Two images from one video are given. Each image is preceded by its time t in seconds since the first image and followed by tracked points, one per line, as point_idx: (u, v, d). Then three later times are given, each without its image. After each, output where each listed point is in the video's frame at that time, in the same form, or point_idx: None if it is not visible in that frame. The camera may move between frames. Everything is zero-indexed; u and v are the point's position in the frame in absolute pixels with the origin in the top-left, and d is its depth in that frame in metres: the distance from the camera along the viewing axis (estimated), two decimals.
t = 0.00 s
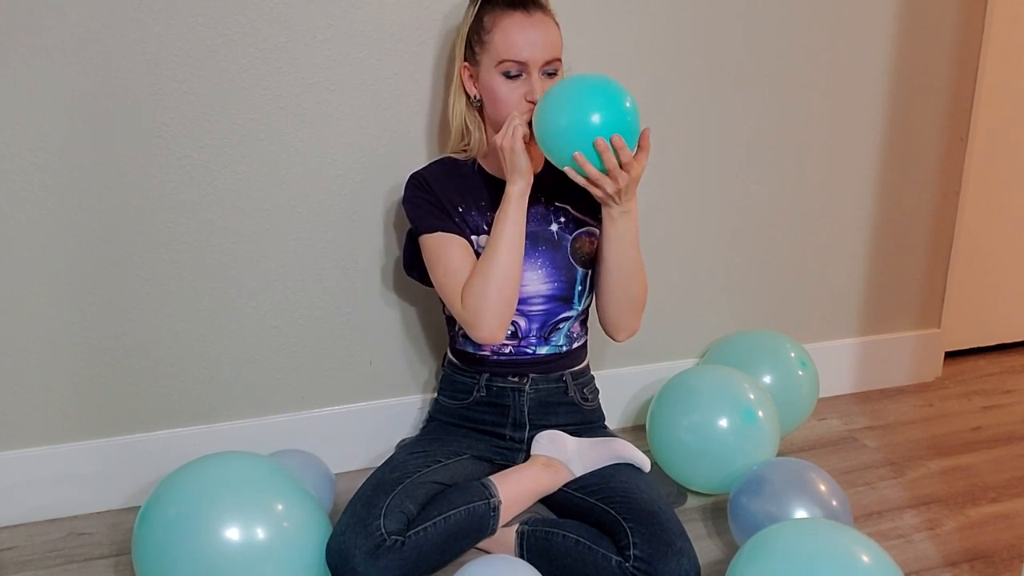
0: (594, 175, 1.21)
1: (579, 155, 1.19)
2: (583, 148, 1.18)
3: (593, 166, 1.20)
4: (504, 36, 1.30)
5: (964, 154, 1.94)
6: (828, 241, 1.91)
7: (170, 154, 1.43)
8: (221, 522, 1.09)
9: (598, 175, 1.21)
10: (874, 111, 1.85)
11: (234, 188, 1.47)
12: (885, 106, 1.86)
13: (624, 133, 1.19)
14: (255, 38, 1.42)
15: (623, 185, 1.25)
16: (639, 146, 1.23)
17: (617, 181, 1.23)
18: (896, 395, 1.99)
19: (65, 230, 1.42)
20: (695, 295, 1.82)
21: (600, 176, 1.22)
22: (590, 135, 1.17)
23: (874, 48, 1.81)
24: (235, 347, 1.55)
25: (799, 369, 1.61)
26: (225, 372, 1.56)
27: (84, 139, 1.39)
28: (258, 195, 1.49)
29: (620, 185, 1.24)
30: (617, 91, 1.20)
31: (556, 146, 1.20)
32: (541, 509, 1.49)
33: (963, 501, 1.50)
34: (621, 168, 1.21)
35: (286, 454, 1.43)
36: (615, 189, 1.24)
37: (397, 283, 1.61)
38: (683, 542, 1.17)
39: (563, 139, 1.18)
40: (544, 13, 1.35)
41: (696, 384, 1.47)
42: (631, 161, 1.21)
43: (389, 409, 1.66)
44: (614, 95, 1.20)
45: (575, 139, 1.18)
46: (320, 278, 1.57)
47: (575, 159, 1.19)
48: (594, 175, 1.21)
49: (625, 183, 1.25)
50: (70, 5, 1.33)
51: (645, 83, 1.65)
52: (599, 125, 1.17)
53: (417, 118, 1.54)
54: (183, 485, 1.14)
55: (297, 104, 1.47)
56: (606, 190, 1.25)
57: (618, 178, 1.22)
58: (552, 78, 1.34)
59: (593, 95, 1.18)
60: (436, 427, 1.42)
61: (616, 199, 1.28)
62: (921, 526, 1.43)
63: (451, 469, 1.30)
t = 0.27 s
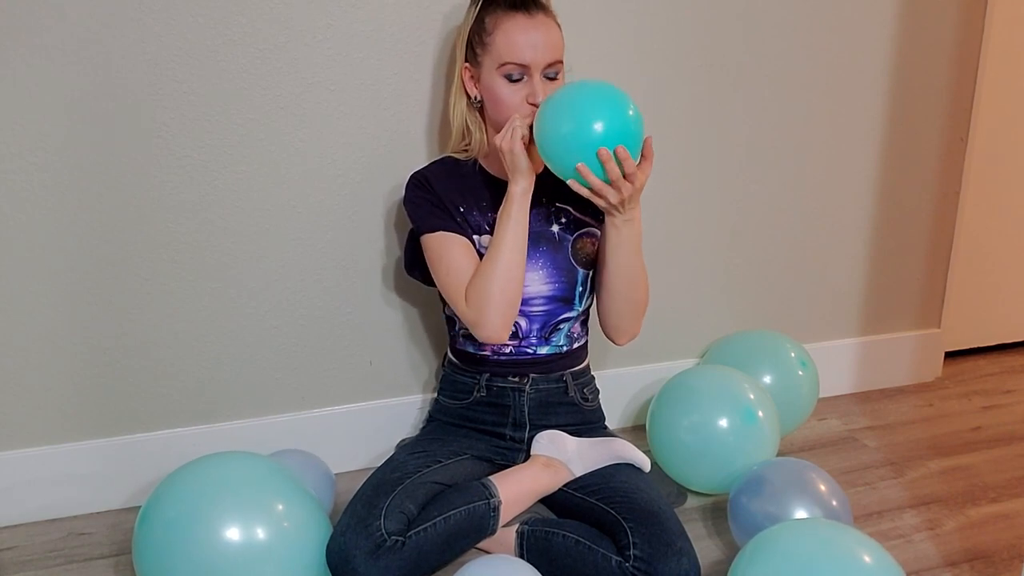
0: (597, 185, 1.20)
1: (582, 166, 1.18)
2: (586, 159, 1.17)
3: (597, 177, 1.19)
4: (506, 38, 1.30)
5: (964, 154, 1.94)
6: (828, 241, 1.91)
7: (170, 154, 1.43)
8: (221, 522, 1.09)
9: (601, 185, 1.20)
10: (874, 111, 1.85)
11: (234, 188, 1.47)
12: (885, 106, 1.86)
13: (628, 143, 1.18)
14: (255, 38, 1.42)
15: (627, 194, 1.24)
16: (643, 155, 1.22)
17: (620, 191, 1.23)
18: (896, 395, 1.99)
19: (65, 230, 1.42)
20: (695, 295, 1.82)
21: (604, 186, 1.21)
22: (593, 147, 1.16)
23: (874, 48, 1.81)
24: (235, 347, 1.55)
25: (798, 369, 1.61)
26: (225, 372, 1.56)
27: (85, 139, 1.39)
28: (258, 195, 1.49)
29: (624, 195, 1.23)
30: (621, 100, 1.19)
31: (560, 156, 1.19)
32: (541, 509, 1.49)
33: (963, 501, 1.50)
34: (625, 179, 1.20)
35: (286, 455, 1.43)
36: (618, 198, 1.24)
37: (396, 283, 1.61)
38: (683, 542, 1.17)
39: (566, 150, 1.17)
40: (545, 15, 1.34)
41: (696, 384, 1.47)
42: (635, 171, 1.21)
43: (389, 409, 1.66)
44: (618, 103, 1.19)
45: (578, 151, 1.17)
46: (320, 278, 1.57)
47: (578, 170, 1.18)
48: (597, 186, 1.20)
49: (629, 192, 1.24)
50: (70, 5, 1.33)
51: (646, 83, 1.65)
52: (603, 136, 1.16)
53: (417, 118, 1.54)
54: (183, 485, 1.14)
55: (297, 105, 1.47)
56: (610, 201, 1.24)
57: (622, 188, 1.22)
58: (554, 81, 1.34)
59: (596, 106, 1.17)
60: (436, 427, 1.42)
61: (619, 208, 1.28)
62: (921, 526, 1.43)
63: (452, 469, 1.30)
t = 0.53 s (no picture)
0: (609, 200, 1.20)
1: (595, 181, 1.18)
2: (599, 174, 1.17)
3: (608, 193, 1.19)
4: (509, 29, 1.31)
5: (964, 153, 1.94)
6: (828, 241, 1.91)
7: (170, 154, 1.43)
8: (221, 522, 1.09)
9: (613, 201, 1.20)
10: (874, 111, 1.85)
11: (234, 188, 1.47)
12: (885, 106, 1.86)
13: (642, 158, 1.17)
14: (255, 38, 1.42)
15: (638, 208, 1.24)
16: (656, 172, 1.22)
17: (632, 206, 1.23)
18: (896, 395, 1.99)
19: (65, 230, 1.42)
20: (695, 295, 1.82)
21: (616, 201, 1.21)
22: (607, 163, 1.16)
23: (874, 48, 1.81)
24: (235, 347, 1.55)
25: (799, 369, 1.61)
26: (225, 372, 1.56)
27: (85, 139, 1.39)
28: (258, 195, 1.49)
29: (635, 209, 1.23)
30: (639, 115, 1.18)
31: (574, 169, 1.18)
32: (541, 509, 1.49)
33: (963, 501, 1.50)
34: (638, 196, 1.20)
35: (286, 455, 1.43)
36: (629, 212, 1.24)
37: (396, 283, 1.61)
38: (683, 542, 1.17)
39: (580, 164, 1.17)
40: (544, 7, 1.35)
41: (695, 384, 1.47)
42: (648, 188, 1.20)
43: (389, 409, 1.66)
44: (636, 118, 1.18)
45: (590, 165, 1.16)
46: (320, 278, 1.57)
47: (591, 184, 1.18)
48: (609, 200, 1.20)
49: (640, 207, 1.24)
50: (70, 5, 1.33)
51: (646, 83, 1.65)
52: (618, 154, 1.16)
53: (417, 118, 1.54)
54: (183, 485, 1.14)
55: (297, 105, 1.47)
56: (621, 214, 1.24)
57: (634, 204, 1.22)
58: (558, 69, 1.34)
59: (612, 121, 1.16)
60: (436, 427, 1.42)
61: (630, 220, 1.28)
62: (921, 526, 1.42)
63: (451, 469, 1.30)
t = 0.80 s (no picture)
0: (627, 181, 1.19)
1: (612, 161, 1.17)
2: (616, 154, 1.17)
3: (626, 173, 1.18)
4: (514, 21, 1.31)
5: (964, 154, 1.94)
6: (828, 240, 1.91)
7: (170, 154, 1.43)
8: (221, 522, 1.09)
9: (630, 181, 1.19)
10: (874, 111, 1.85)
11: (234, 188, 1.47)
12: (886, 106, 1.86)
13: (659, 138, 1.17)
14: (255, 38, 1.42)
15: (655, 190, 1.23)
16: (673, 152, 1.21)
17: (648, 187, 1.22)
18: (896, 395, 1.99)
19: (65, 230, 1.42)
20: (696, 294, 1.82)
21: (632, 182, 1.20)
22: (624, 143, 1.15)
23: (875, 48, 1.81)
24: (234, 347, 1.55)
25: (799, 369, 1.61)
26: (225, 373, 1.56)
27: (84, 139, 1.39)
28: (258, 195, 1.49)
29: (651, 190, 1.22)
30: (654, 95, 1.18)
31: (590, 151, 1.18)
32: (541, 509, 1.49)
33: (963, 501, 1.50)
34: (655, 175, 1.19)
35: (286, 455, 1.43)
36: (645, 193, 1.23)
37: (396, 283, 1.61)
38: (683, 543, 1.17)
39: (596, 146, 1.17)
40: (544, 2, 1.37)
41: (695, 384, 1.47)
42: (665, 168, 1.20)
43: (389, 409, 1.66)
44: (651, 99, 1.18)
45: (606, 146, 1.16)
46: (320, 278, 1.57)
47: (608, 165, 1.17)
48: (626, 181, 1.19)
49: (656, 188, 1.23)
50: (70, 5, 1.33)
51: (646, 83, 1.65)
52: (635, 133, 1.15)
53: (417, 118, 1.54)
54: (183, 485, 1.14)
55: (297, 105, 1.47)
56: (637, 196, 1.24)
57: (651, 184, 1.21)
58: (563, 59, 1.35)
59: (627, 101, 1.16)
60: (436, 427, 1.42)
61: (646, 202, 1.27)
62: (921, 526, 1.42)
63: (451, 469, 1.30)
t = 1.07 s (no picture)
0: (629, 152, 1.18)
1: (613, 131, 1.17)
2: (616, 124, 1.16)
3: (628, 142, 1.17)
4: (521, 22, 1.31)
5: (964, 154, 1.94)
6: (828, 240, 1.91)
7: (170, 154, 1.43)
8: (222, 522, 1.09)
9: (633, 151, 1.19)
10: (874, 111, 1.85)
11: (234, 188, 1.47)
12: (886, 106, 1.86)
13: (659, 108, 1.17)
14: (255, 38, 1.42)
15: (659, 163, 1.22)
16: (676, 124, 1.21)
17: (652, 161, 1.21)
18: (896, 395, 1.99)
19: (65, 230, 1.42)
20: (696, 294, 1.82)
21: (636, 153, 1.19)
22: (623, 112, 1.15)
23: (875, 48, 1.81)
24: (234, 347, 1.55)
25: (799, 369, 1.61)
26: (225, 373, 1.56)
27: (84, 139, 1.39)
28: (258, 195, 1.49)
29: (655, 163, 1.21)
30: (651, 69, 1.19)
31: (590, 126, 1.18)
32: (541, 509, 1.49)
33: (964, 501, 1.50)
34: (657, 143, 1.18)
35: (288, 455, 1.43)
36: (650, 166, 1.22)
37: (396, 283, 1.61)
38: (683, 543, 1.17)
39: (596, 118, 1.17)
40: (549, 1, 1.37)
41: (695, 384, 1.47)
42: (667, 137, 1.19)
43: (389, 409, 1.66)
44: (648, 72, 1.18)
45: (606, 117, 1.16)
46: (320, 279, 1.57)
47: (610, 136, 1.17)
48: (630, 152, 1.18)
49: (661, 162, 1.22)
50: (70, 5, 1.33)
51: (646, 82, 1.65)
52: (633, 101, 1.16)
53: (417, 118, 1.54)
54: (183, 485, 1.14)
55: (297, 105, 1.47)
56: (642, 169, 1.22)
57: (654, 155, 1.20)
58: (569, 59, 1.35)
59: (625, 73, 1.17)
60: (436, 427, 1.42)
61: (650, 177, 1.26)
62: (921, 526, 1.43)
63: (452, 470, 1.30)
